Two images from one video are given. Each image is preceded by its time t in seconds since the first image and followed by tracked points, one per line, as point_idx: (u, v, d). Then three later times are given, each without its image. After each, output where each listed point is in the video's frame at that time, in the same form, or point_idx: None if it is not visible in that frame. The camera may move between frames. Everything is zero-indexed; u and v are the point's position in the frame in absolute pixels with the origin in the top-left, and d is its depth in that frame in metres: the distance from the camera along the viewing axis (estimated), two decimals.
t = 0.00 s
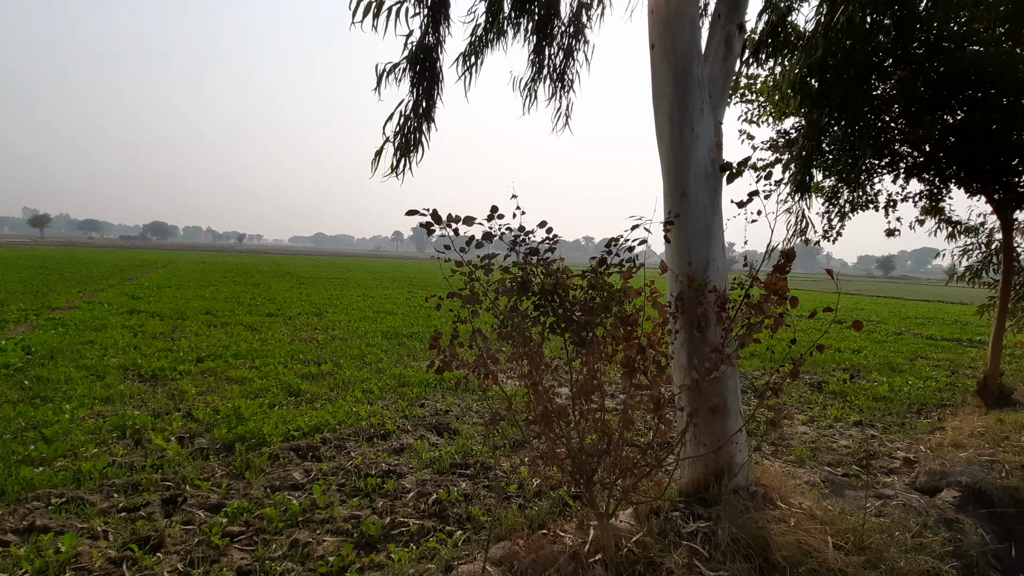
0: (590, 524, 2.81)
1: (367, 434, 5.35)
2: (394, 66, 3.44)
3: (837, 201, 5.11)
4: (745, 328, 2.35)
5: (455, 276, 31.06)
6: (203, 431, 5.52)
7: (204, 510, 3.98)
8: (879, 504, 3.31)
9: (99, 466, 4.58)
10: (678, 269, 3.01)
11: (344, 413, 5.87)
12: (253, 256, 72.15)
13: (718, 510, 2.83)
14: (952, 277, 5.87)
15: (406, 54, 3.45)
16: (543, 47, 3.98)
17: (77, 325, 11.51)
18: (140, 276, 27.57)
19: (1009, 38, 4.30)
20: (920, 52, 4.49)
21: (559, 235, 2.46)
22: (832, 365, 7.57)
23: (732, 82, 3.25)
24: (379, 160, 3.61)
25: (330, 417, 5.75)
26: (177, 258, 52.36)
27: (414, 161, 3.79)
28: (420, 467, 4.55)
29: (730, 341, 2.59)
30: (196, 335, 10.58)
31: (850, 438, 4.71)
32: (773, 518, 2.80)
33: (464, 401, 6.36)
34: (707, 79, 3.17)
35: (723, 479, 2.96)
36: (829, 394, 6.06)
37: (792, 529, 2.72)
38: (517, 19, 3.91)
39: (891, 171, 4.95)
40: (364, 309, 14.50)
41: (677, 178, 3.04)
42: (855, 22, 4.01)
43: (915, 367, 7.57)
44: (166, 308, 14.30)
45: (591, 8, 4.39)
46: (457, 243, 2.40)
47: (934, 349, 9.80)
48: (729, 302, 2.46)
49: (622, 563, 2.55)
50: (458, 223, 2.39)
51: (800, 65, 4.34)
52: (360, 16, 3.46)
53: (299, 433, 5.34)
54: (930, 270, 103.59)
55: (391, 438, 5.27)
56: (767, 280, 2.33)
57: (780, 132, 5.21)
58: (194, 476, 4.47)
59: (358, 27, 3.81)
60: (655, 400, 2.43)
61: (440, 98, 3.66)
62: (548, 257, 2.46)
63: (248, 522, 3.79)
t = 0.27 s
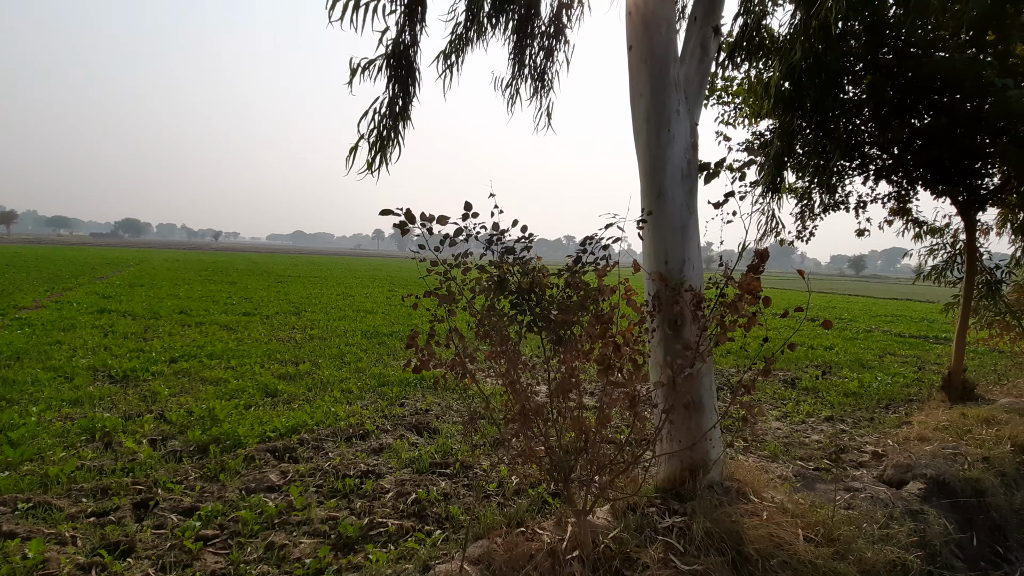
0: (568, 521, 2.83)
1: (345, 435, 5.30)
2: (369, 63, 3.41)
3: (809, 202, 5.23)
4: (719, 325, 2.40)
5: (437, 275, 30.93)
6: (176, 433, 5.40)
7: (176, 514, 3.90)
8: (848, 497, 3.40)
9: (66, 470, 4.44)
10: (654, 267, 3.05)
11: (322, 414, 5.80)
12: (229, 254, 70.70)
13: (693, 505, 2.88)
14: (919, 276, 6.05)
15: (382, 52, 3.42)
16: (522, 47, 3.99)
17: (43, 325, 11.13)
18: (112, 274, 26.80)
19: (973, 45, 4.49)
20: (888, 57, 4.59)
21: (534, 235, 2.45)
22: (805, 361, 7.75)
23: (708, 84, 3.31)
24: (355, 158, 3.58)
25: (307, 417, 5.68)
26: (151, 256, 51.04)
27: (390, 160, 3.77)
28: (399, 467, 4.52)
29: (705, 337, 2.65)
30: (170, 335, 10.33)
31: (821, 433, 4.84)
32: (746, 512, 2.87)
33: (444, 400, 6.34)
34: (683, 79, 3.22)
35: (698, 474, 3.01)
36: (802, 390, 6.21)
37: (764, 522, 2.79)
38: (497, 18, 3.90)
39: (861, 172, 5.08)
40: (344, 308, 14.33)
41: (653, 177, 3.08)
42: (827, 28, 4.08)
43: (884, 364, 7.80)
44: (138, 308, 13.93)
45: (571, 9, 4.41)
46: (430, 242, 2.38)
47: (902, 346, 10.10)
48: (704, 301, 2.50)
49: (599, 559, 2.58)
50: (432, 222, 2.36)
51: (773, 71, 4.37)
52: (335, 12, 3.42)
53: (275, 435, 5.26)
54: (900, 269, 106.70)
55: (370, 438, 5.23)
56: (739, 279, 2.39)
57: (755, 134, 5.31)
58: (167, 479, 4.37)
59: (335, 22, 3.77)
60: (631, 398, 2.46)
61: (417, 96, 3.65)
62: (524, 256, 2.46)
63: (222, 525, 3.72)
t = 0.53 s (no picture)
0: (553, 518, 2.85)
1: (331, 435, 5.27)
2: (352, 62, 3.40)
3: (792, 202, 5.30)
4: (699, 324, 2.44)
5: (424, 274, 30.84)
6: (158, 434, 5.32)
7: (158, 516, 3.84)
8: (828, 492, 3.47)
9: (44, 473, 4.35)
10: (638, 266, 3.07)
11: (307, 414, 5.75)
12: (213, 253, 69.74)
13: (676, 501, 2.92)
14: (898, 275, 6.18)
15: (366, 50, 3.42)
16: (508, 46, 4.00)
17: (20, 325, 10.88)
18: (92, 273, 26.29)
19: (949, 49, 4.60)
20: (869, 59, 4.63)
21: (518, 234, 2.45)
22: (787, 359, 7.86)
23: (691, 85, 3.34)
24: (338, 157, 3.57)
25: (292, 417, 5.63)
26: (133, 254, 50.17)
27: (375, 159, 3.76)
28: (385, 466, 4.50)
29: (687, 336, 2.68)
30: (152, 335, 10.16)
31: (803, 429, 4.92)
32: (728, 507, 2.91)
33: (431, 399, 6.33)
34: (667, 80, 3.25)
35: (681, 471, 3.05)
36: (784, 387, 6.30)
37: (746, 518, 2.83)
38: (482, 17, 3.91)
39: (841, 173, 5.17)
40: (330, 307, 14.22)
41: (638, 177, 3.10)
42: (809, 31, 4.13)
43: (864, 361, 7.94)
44: (119, 307, 13.69)
45: (557, 9, 4.42)
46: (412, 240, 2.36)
47: (882, 343, 10.30)
48: (686, 299, 2.54)
49: (583, 556, 2.60)
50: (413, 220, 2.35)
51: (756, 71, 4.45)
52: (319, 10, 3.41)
53: (259, 435, 5.20)
54: (881, 268, 108.66)
55: (356, 438, 5.20)
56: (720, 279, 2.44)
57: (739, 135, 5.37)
58: (148, 481, 4.30)
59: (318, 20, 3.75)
60: (613, 395, 2.49)
61: (401, 95, 3.64)
62: (508, 255, 2.45)
63: (205, 527, 3.68)
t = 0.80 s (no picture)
0: (533, 515, 2.86)
1: (310, 435, 5.20)
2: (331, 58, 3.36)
3: (768, 202, 5.41)
4: (676, 320, 2.50)
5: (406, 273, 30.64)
6: (131, 437, 5.18)
7: (131, 521, 3.75)
8: (802, 485, 3.55)
9: (10, 478, 4.21)
10: (617, 264, 3.11)
11: (286, 414, 5.67)
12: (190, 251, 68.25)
13: (654, 496, 2.95)
14: (869, 273, 6.35)
15: (344, 47, 3.38)
16: (487, 44, 4.00)
17: None
18: (62, 272, 25.51)
19: (918, 54, 4.69)
20: (842, 63, 4.78)
21: (497, 232, 2.45)
22: (764, 356, 8.01)
23: (670, 85, 3.38)
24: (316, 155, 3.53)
25: (270, 418, 5.54)
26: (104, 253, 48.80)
27: (353, 157, 3.73)
28: (365, 467, 4.47)
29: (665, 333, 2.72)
30: (125, 335, 9.90)
31: (778, 425, 5.02)
32: (704, 502, 2.96)
33: (412, 399, 6.30)
34: (646, 80, 3.28)
35: (660, 467, 3.09)
36: (761, 383, 6.43)
37: (721, 511, 2.88)
38: (462, 15, 3.90)
39: (816, 174, 5.29)
40: (310, 306, 14.04)
41: (617, 176, 3.13)
42: (784, 35, 4.21)
43: (838, 357, 8.14)
44: (91, 307, 13.31)
45: (537, 8, 4.43)
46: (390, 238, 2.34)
47: (854, 340, 10.57)
48: (663, 296, 2.58)
49: (563, 552, 2.62)
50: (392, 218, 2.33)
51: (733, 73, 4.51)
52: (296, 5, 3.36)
53: (236, 437, 5.11)
54: (855, 267, 111.41)
55: (336, 438, 5.15)
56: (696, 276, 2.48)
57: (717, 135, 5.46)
58: (120, 485, 4.19)
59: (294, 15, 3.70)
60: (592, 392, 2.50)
61: (380, 92, 3.62)
62: (488, 253, 2.45)
63: (179, 531, 3.60)
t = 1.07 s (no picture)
0: (508, 514, 2.87)
1: (284, 437, 5.12)
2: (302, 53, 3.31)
3: (739, 203, 5.52)
4: (647, 317, 2.57)
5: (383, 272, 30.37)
6: (96, 441, 5.01)
7: (95, 528, 3.63)
8: (771, 479, 3.64)
9: None
10: (592, 264, 3.13)
11: (258, 416, 5.57)
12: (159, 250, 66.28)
13: (628, 492, 2.99)
14: (836, 272, 6.54)
15: (316, 42, 3.33)
16: (462, 42, 3.99)
17: None
18: (22, 271, 24.52)
19: (883, 60, 4.76)
20: (810, 67, 4.86)
21: (471, 232, 2.46)
22: (736, 353, 8.18)
23: (643, 87, 3.42)
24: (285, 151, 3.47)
25: (242, 420, 5.43)
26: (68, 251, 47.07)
27: (324, 153, 3.68)
28: (340, 468, 4.42)
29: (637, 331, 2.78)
30: (89, 337, 9.57)
31: (750, 420, 5.14)
32: (677, 497, 3.01)
33: (389, 399, 6.25)
34: (620, 81, 3.31)
35: (634, 463, 3.13)
36: (734, 380, 6.57)
37: (693, 506, 2.94)
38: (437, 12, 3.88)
39: (785, 175, 5.42)
40: (284, 306, 13.79)
41: (592, 175, 3.15)
42: (754, 39, 4.29)
43: (807, 354, 8.37)
44: (53, 307, 12.83)
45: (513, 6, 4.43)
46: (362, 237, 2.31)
47: (823, 337, 10.89)
48: (635, 295, 2.63)
49: (538, 550, 2.63)
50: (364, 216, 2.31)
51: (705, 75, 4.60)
52: None
53: (207, 440, 4.99)
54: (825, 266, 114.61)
55: (311, 440, 5.08)
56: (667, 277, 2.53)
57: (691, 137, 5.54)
58: (84, 491, 4.05)
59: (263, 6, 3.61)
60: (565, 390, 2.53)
61: (353, 89, 3.58)
62: (461, 252, 2.46)
63: (146, 537, 3.50)
